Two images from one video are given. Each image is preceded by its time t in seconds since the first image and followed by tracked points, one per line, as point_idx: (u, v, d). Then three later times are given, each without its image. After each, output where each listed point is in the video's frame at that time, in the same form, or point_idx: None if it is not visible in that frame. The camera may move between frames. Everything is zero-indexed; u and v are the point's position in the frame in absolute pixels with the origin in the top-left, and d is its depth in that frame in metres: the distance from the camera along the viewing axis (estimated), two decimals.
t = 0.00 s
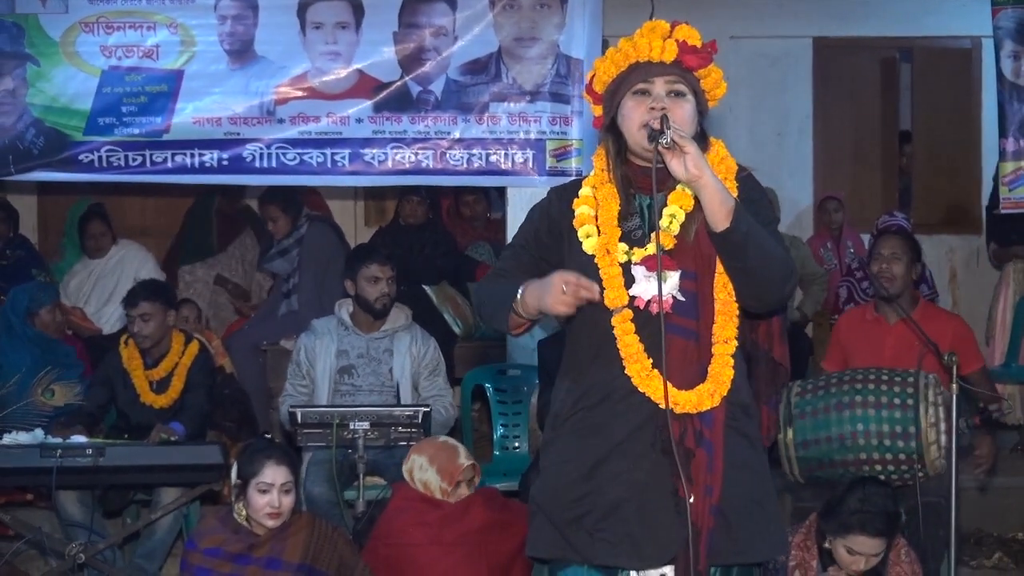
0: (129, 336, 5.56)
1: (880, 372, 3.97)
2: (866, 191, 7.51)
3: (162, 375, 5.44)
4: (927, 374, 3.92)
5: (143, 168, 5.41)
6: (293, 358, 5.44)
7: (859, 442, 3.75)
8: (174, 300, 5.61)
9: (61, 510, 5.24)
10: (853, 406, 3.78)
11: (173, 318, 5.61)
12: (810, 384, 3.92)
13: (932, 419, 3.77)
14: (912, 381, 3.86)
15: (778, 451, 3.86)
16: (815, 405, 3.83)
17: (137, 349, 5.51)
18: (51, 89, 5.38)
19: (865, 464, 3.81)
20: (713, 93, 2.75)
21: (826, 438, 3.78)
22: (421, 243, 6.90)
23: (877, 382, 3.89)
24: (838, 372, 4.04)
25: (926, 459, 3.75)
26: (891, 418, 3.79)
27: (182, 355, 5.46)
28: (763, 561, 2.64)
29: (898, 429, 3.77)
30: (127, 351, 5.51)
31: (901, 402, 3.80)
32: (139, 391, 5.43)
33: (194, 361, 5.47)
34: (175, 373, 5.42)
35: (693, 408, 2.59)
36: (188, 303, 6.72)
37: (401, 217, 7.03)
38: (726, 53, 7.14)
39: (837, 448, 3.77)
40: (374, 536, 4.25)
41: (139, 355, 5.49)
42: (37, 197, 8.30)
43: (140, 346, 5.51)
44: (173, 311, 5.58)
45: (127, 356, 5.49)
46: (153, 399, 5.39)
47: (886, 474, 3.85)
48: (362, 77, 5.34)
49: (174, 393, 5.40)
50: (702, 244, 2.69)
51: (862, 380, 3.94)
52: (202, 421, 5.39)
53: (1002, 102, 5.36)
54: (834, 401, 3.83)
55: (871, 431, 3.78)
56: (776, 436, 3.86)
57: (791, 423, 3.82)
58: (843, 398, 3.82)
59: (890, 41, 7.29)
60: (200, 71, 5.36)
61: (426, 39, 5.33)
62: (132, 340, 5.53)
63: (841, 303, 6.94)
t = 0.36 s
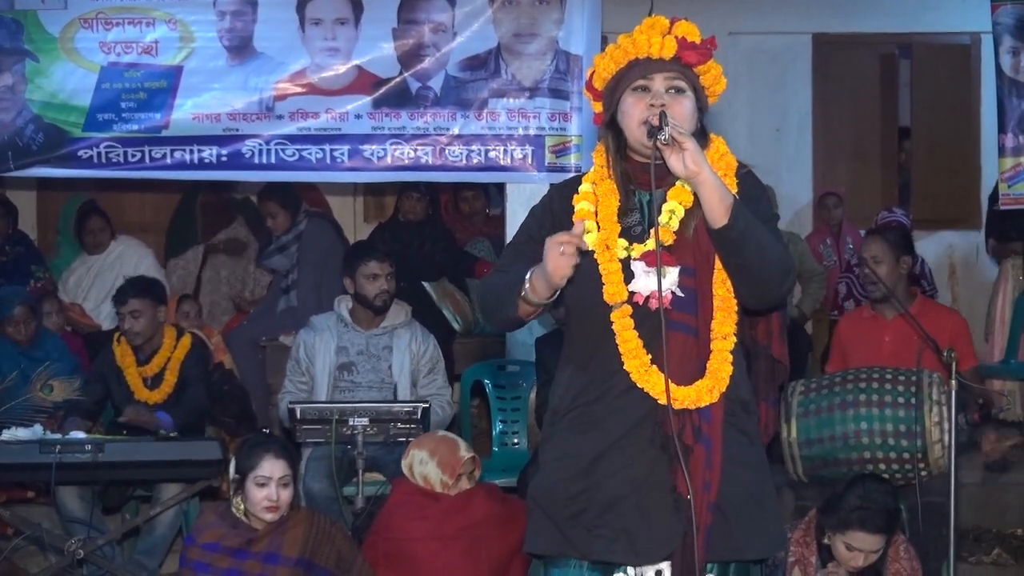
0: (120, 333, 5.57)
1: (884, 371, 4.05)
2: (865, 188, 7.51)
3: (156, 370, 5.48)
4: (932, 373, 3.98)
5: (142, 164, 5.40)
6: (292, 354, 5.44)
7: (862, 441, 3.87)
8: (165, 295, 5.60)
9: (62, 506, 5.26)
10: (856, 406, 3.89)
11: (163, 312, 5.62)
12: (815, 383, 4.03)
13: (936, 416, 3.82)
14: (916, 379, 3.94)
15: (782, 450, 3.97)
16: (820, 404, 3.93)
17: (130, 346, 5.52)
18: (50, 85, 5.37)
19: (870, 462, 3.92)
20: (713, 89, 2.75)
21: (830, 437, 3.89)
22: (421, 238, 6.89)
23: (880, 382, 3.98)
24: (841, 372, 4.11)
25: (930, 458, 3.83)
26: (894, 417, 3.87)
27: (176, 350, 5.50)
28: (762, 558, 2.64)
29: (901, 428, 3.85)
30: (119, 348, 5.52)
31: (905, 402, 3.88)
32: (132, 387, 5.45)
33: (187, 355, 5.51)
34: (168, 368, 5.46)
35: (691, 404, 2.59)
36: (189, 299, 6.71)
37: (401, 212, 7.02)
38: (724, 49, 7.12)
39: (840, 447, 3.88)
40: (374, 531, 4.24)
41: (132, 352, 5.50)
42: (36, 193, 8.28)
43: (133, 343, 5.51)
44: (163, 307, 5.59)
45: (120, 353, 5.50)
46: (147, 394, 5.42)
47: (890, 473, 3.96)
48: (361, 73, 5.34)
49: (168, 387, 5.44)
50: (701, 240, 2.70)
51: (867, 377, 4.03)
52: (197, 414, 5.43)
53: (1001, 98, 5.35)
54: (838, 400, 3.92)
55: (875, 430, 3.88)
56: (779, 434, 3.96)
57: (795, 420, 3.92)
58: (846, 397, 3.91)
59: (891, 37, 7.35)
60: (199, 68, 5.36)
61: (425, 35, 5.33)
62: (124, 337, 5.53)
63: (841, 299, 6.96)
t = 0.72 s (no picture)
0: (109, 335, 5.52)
1: (882, 369, 4.06)
2: (865, 187, 7.51)
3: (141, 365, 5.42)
4: (929, 371, 4.00)
5: (142, 162, 5.40)
6: (291, 353, 5.43)
7: (863, 439, 3.91)
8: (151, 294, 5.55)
9: (61, 504, 5.24)
10: (855, 405, 3.92)
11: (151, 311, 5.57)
12: (814, 381, 4.07)
13: (936, 415, 3.87)
14: (915, 378, 3.96)
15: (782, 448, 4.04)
16: (819, 403, 3.98)
17: (118, 347, 5.47)
18: (50, 83, 5.37)
19: (869, 461, 3.95)
20: (708, 87, 2.77)
21: (830, 436, 3.93)
22: (420, 237, 6.89)
23: (880, 379, 3.99)
24: (841, 370, 4.14)
25: (930, 456, 3.88)
26: (894, 415, 3.90)
27: (162, 345, 5.45)
28: (764, 554, 2.64)
29: (901, 426, 3.89)
30: (108, 349, 5.46)
31: (904, 400, 3.92)
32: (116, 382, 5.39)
33: (172, 350, 5.46)
34: (155, 364, 5.40)
35: (698, 401, 2.59)
36: (189, 296, 6.71)
37: (400, 211, 7.03)
38: (725, 46, 7.15)
39: (840, 445, 3.92)
40: (374, 529, 4.25)
41: (121, 353, 5.45)
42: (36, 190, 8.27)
43: (121, 344, 5.47)
44: (151, 306, 5.53)
45: (108, 353, 5.46)
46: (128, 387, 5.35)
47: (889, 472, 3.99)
48: (362, 71, 5.34)
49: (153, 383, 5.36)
50: (706, 237, 2.69)
51: (868, 376, 4.03)
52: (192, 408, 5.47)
53: (1001, 96, 5.36)
54: (836, 398, 3.96)
55: (875, 428, 3.90)
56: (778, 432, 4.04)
57: (797, 419, 3.99)
58: (846, 396, 3.94)
59: (889, 36, 7.33)
60: (200, 66, 5.36)
61: (425, 33, 5.33)
62: (112, 338, 5.48)
63: (841, 297, 6.95)
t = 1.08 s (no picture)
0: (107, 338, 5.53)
1: (885, 368, 4.10)
2: (867, 187, 7.50)
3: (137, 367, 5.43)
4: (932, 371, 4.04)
5: (145, 162, 5.40)
6: (292, 353, 5.43)
7: (864, 440, 3.92)
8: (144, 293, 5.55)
9: (62, 503, 5.25)
10: (858, 406, 3.94)
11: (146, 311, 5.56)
12: (815, 382, 4.10)
13: (936, 416, 3.88)
14: (917, 378, 4.00)
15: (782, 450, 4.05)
16: (821, 404, 4.00)
17: (115, 349, 5.48)
18: (51, 83, 5.37)
19: (869, 462, 3.96)
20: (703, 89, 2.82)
21: (831, 437, 3.95)
22: (421, 237, 6.86)
23: (882, 379, 4.02)
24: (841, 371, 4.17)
25: (931, 457, 3.89)
26: (895, 416, 3.93)
27: (157, 346, 5.44)
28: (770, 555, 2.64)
29: (902, 427, 3.91)
30: (105, 351, 5.48)
31: (905, 401, 3.94)
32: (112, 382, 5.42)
33: (167, 349, 5.45)
34: (150, 364, 5.41)
35: (722, 403, 2.61)
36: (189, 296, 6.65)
37: (401, 210, 7.00)
38: (726, 46, 7.12)
39: (841, 446, 3.94)
40: (375, 529, 4.25)
41: (118, 354, 5.47)
42: (38, 190, 8.28)
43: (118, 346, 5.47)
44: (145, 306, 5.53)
45: (106, 355, 5.47)
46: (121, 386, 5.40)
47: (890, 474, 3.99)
48: (364, 71, 5.34)
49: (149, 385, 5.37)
50: (723, 240, 2.70)
51: (868, 377, 4.07)
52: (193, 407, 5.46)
53: (1003, 96, 5.37)
54: (838, 399, 3.99)
55: (876, 429, 3.93)
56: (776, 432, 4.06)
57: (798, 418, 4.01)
58: (848, 397, 3.98)
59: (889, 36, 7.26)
60: (201, 65, 5.36)
61: (426, 33, 5.33)
62: (109, 341, 5.49)
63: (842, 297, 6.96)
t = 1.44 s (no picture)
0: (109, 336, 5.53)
1: (883, 369, 4.17)
2: (867, 186, 7.50)
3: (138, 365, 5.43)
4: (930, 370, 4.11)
5: (145, 161, 5.39)
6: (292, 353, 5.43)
7: (864, 441, 4.00)
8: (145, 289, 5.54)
9: (63, 502, 5.24)
10: (857, 406, 4.03)
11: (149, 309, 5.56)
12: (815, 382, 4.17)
13: (936, 416, 3.96)
14: (916, 378, 4.06)
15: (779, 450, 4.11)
16: (821, 404, 4.09)
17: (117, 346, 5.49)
18: (52, 82, 5.38)
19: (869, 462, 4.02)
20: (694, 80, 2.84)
21: (831, 438, 4.04)
22: (422, 236, 6.87)
23: (881, 380, 4.09)
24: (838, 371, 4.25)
25: (930, 457, 3.95)
26: (895, 417, 4.00)
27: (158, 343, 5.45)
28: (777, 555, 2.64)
29: (901, 428, 3.98)
30: (107, 348, 5.49)
31: (906, 402, 4.01)
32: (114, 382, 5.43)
33: (168, 347, 5.44)
34: (151, 362, 5.40)
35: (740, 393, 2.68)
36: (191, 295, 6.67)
37: (400, 210, 7.00)
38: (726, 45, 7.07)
39: (841, 447, 4.02)
40: (375, 529, 4.26)
41: (120, 352, 5.47)
42: (39, 190, 8.29)
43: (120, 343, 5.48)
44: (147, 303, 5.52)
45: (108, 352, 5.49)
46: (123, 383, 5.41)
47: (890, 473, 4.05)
48: (364, 71, 5.34)
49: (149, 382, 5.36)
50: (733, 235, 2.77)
51: (868, 377, 4.13)
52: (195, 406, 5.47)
53: (1003, 96, 5.37)
54: (837, 400, 4.08)
55: (876, 430, 4.00)
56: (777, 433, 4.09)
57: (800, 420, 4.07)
58: (846, 397, 4.06)
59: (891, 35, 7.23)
60: (202, 65, 5.36)
61: (428, 32, 5.33)
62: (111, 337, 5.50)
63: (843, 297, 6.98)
